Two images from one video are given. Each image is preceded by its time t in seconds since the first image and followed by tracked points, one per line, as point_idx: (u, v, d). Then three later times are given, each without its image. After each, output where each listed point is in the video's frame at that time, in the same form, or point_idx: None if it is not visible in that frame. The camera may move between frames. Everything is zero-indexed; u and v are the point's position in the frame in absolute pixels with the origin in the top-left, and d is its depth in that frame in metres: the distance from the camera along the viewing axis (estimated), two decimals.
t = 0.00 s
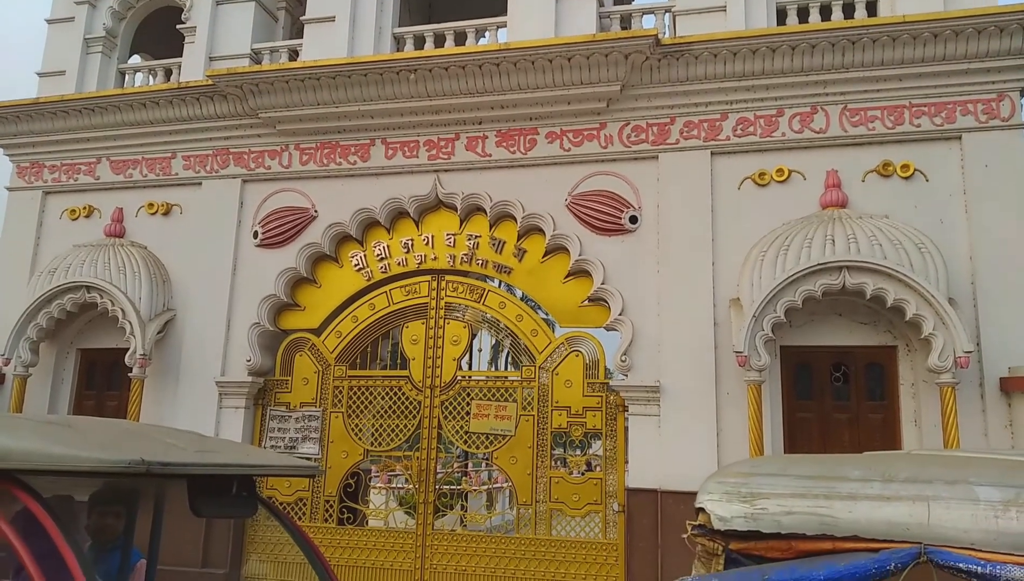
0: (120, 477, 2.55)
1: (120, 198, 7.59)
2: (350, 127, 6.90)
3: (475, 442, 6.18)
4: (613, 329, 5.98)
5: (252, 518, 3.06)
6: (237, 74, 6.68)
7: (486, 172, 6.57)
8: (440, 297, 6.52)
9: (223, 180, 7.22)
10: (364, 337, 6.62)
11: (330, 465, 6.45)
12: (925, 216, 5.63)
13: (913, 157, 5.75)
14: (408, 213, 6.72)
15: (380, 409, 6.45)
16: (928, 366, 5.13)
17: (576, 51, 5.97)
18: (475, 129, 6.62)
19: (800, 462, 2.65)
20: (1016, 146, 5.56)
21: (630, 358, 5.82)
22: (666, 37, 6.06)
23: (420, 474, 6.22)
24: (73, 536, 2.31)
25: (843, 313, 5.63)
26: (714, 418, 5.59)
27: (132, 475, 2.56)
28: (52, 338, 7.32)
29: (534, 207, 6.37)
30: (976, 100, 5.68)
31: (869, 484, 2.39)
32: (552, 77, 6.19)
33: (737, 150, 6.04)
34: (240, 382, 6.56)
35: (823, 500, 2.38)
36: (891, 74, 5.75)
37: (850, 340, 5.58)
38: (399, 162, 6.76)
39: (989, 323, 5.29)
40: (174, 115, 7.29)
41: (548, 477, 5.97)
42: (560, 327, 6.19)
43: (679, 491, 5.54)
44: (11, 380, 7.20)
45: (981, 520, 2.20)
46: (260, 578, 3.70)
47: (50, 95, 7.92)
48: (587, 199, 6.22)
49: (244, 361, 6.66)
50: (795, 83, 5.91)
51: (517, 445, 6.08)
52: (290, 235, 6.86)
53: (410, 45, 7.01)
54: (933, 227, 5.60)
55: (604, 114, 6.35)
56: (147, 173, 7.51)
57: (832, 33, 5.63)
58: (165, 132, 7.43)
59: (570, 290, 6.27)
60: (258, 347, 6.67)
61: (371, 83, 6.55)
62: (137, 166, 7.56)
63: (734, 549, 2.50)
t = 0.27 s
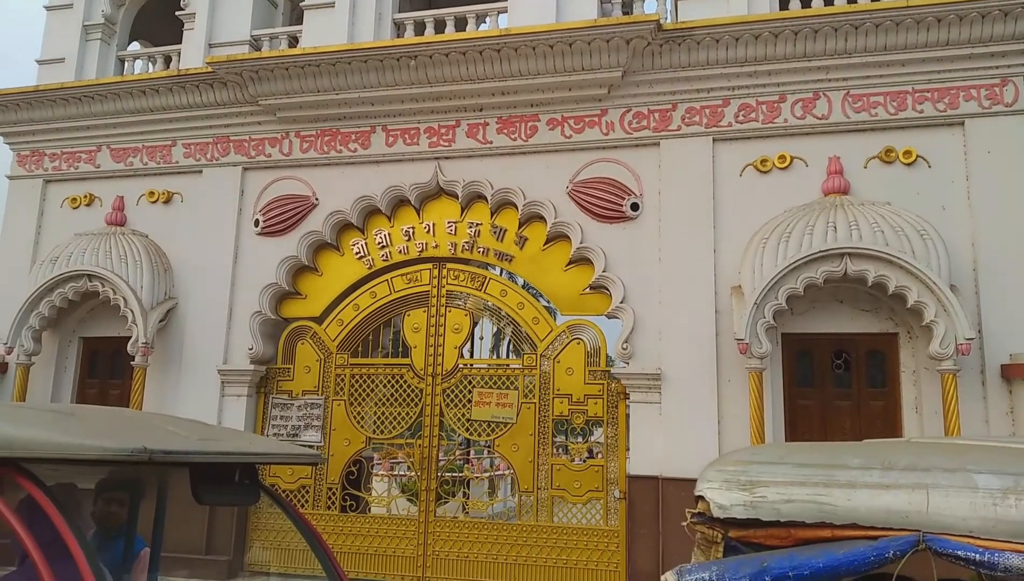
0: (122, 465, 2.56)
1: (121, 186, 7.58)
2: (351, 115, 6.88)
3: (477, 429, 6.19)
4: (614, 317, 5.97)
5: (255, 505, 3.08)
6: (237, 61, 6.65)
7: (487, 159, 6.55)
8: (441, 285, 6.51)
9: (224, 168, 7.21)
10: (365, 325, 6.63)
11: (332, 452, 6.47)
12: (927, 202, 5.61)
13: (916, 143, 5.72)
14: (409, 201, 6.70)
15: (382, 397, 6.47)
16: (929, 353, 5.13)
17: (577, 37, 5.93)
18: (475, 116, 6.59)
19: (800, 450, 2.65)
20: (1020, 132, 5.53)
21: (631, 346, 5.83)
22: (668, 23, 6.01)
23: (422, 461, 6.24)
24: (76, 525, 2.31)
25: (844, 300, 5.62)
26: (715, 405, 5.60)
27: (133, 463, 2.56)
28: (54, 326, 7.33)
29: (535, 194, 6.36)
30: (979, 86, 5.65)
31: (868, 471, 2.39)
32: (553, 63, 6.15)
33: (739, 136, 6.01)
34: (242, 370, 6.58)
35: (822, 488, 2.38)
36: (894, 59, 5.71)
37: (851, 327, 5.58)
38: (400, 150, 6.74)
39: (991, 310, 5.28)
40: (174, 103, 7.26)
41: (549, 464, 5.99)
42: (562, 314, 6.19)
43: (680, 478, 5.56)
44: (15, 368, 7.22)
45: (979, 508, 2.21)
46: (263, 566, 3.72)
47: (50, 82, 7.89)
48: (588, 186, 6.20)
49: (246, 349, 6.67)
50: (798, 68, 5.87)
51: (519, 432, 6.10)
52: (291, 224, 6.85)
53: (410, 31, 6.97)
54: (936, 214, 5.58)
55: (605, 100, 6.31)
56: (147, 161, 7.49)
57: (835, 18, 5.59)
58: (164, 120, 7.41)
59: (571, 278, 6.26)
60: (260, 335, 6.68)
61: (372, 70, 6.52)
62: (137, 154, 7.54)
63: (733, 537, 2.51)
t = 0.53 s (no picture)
0: (126, 458, 2.57)
1: (122, 178, 7.58)
2: (352, 107, 6.86)
3: (479, 422, 6.21)
4: (616, 309, 5.97)
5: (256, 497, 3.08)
6: (238, 53, 6.63)
7: (488, 151, 6.53)
8: (443, 278, 6.51)
9: (225, 160, 7.20)
10: (367, 317, 6.63)
11: (334, 444, 6.49)
12: (930, 195, 5.60)
13: (918, 136, 5.70)
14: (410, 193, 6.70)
15: (384, 389, 6.48)
16: (931, 346, 5.13)
17: (579, 29, 5.91)
18: (477, 108, 6.58)
19: (800, 442, 2.66)
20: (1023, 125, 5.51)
21: (632, 338, 5.83)
22: (670, 14, 5.99)
23: (424, 453, 6.26)
24: (79, 516, 2.31)
25: (846, 293, 5.62)
26: (716, 398, 5.61)
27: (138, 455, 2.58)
28: (56, 319, 7.34)
29: (536, 187, 6.35)
30: (982, 78, 5.63)
31: (868, 464, 2.40)
32: (554, 55, 6.13)
33: (741, 128, 6.00)
34: (244, 362, 6.59)
35: (822, 480, 2.39)
36: (897, 51, 5.69)
37: (853, 320, 5.58)
38: (401, 142, 6.73)
39: (992, 303, 5.27)
40: (175, 95, 7.25)
41: (551, 456, 6.00)
42: (563, 307, 6.19)
43: (681, 471, 5.58)
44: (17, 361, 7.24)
45: (979, 501, 2.22)
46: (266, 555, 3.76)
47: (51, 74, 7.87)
48: (590, 179, 6.19)
49: (248, 341, 6.69)
50: (800, 60, 5.85)
51: (521, 424, 6.11)
52: (293, 216, 6.85)
53: (411, 22, 6.95)
54: (938, 207, 5.56)
55: (607, 92, 6.29)
56: (148, 153, 7.49)
57: (838, 10, 5.56)
58: (166, 112, 7.40)
59: (573, 270, 6.26)
60: (262, 328, 6.69)
61: (373, 62, 6.50)
62: (138, 147, 7.54)
63: (734, 529, 2.52)
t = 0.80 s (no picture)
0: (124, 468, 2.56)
1: (127, 185, 7.61)
2: (355, 113, 6.88)
3: (481, 430, 6.19)
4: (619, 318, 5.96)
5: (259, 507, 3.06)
6: (242, 59, 6.65)
7: (491, 158, 6.53)
8: (446, 286, 6.51)
9: (229, 167, 7.22)
10: (370, 326, 6.63)
11: (337, 453, 6.48)
12: (934, 202, 5.57)
13: (922, 142, 5.67)
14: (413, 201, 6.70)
15: (386, 398, 6.47)
16: (934, 355, 5.09)
17: (582, 34, 5.91)
18: (480, 115, 6.58)
19: (802, 452, 2.63)
20: None
21: (635, 347, 5.81)
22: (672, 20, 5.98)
23: (426, 461, 6.24)
24: (79, 525, 2.31)
25: (850, 301, 5.58)
26: (720, 406, 5.58)
27: (141, 464, 2.53)
28: (61, 328, 7.36)
29: (539, 194, 6.34)
30: (986, 83, 5.60)
31: (869, 474, 2.37)
32: (557, 61, 6.13)
33: (744, 134, 5.98)
34: (248, 370, 6.60)
35: (824, 491, 2.36)
36: (900, 56, 5.67)
37: (857, 328, 5.54)
38: (404, 149, 6.73)
39: (997, 311, 5.23)
40: (180, 101, 7.27)
41: (553, 465, 5.97)
42: (566, 316, 6.18)
43: (684, 480, 5.55)
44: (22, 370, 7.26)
45: (980, 512, 2.19)
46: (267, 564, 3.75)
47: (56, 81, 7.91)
48: (593, 185, 6.18)
49: (252, 350, 6.70)
50: (803, 65, 5.83)
51: (523, 433, 6.09)
52: (296, 223, 6.86)
53: (414, 29, 6.96)
54: (942, 214, 5.53)
55: (610, 99, 6.29)
56: (153, 160, 7.51)
57: (840, 14, 5.54)
58: (170, 119, 7.42)
59: (576, 278, 6.24)
60: (266, 336, 6.70)
61: (376, 68, 6.51)
62: (143, 154, 7.56)
63: (736, 540, 2.48)
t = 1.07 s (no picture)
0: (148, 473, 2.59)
1: (146, 188, 7.69)
2: (372, 117, 6.91)
3: (498, 433, 6.20)
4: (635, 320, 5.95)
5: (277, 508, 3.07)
6: (260, 64, 6.69)
7: (507, 161, 6.55)
8: (462, 288, 6.52)
9: (247, 171, 7.28)
10: (387, 328, 6.66)
11: (354, 455, 6.51)
12: (954, 204, 5.52)
13: (942, 144, 5.62)
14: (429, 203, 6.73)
15: (403, 401, 6.49)
16: (955, 358, 5.05)
17: (598, 38, 5.90)
18: (496, 118, 6.59)
19: (822, 459, 2.62)
20: None
21: (652, 349, 5.80)
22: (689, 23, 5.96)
23: (443, 464, 6.26)
24: (103, 525, 2.36)
25: (869, 305, 5.55)
26: (738, 410, 5.56)
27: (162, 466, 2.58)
28: (82, 329, 7.45)
29: (555, 197, 6.35)
30: (1007, 85, 5.54)
31: (891, 482, 2.36)
32: (573, 65, 6.13)
33: (762, 137, 5.95)
34: (266, 372, 6.65)
35: (845, 499, 2.35)
36: (919, 58, 5.62)
37: (876, 332, 5.50)
38: (421, 152, 6.76)
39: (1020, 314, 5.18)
40: (199, 106, 7.34)
41: (570, 469, 5.97)
42: (582, 318, 6.18)
43: (702, 484, 5.53)
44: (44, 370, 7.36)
45: (1006, 522, 2.17)
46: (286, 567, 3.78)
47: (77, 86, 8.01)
48: (609, 188, 6.17)
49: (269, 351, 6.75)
50: (821, 68, 5.80)
51: (540, 436, 6.09)
52: (313, 226, 6.91)
53: (430, 33, 6.98)
54: (962, 216, 5.48)
55: (626, 101, 6.28)
56: (172, 164, 7.59)
57: (859, 17, 5.50)
58: (189, 123, 7.49)
59: (592, 281, 6.24)
60: (283, 338, 6.75)
61: (393, 72, 6.53)
62: (162, 157, 7.64)
63: (756, 546, 2.49)
